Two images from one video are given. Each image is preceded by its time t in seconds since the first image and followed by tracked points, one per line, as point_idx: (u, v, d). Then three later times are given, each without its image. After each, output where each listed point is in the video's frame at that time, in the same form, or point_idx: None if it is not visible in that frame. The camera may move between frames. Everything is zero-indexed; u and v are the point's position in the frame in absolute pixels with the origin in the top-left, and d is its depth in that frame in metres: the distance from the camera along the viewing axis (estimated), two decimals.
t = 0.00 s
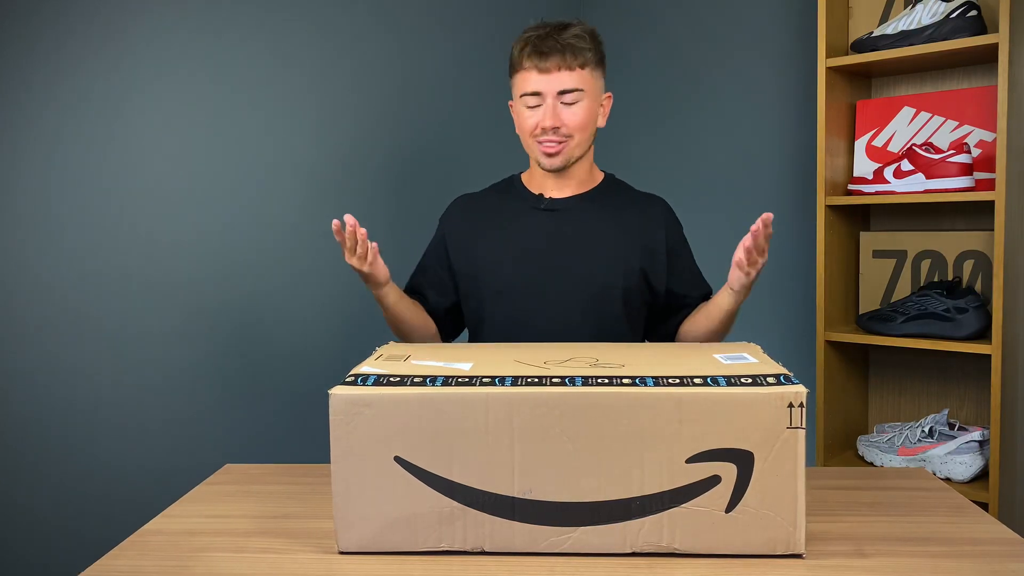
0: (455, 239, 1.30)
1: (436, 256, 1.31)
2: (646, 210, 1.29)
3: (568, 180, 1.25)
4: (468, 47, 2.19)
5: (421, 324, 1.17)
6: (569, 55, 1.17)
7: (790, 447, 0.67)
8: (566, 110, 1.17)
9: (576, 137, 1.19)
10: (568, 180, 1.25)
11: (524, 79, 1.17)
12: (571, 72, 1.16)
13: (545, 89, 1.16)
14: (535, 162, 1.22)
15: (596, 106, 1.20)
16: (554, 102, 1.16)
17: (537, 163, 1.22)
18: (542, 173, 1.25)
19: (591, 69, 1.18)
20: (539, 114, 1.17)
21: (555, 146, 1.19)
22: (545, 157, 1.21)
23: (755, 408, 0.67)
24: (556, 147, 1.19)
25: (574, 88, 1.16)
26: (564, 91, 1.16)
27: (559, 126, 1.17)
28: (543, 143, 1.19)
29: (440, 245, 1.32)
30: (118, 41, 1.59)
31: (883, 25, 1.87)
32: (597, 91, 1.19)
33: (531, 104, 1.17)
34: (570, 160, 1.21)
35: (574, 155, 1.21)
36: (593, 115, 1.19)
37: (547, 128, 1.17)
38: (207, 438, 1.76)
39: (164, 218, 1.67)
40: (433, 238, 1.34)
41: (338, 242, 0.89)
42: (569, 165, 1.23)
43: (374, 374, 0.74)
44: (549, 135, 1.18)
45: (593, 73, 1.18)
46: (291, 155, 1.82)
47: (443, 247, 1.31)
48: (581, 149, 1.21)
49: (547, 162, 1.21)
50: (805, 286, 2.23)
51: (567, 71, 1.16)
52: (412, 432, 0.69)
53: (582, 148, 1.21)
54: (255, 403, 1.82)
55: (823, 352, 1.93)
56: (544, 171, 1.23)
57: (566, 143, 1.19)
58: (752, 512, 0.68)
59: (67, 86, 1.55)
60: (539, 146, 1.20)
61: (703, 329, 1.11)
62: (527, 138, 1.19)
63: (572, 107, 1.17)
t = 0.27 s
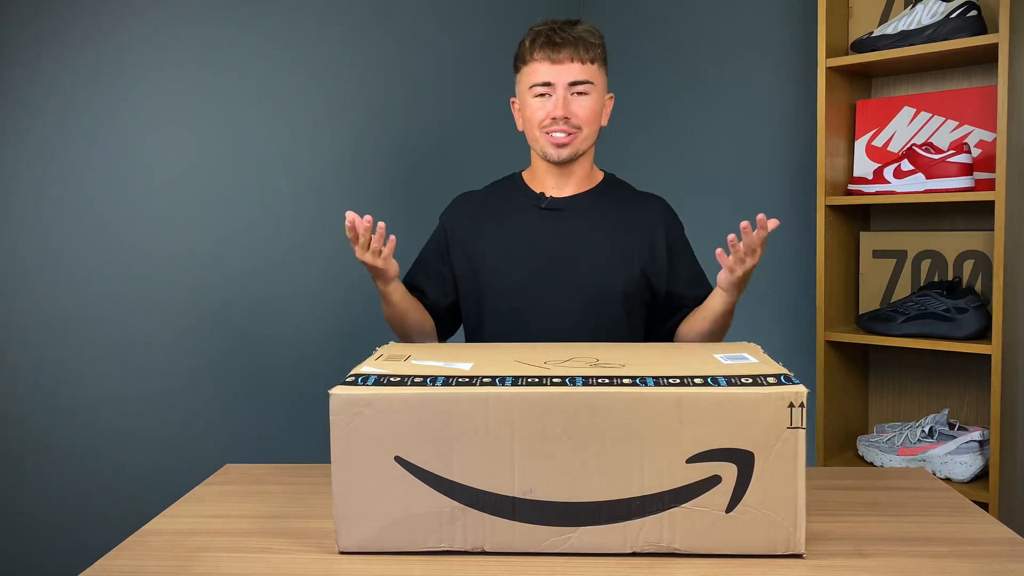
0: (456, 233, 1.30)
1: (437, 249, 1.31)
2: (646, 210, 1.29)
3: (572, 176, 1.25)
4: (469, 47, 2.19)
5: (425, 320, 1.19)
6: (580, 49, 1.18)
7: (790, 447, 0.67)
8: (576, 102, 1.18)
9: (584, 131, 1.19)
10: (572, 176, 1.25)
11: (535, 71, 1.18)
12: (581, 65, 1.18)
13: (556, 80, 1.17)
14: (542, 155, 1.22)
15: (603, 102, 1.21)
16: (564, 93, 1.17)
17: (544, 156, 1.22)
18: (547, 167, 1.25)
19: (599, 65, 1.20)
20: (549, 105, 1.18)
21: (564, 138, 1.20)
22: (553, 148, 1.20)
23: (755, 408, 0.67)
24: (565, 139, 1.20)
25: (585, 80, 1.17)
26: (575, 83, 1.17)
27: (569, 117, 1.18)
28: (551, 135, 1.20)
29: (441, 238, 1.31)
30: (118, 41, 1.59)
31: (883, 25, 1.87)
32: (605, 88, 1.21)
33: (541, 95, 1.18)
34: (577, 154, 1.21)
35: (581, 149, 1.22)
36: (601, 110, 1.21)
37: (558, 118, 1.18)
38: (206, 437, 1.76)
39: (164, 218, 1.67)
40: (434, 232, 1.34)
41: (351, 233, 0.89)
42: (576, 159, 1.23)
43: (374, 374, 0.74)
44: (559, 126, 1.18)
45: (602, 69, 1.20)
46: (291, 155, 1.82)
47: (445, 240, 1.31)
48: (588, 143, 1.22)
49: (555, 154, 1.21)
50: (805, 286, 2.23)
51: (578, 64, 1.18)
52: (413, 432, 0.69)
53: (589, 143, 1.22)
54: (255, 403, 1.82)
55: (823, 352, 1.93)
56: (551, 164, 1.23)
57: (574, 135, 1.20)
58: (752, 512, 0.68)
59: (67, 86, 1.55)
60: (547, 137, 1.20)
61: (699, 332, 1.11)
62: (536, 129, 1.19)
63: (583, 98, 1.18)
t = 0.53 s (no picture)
0: (461, 216, 1.31)
1: (440, 232, 1.32)
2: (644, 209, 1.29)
3: (569, 174, 1.25)
4: (469, 48, 2.19)
5: (420, 304, 1.22)
6: (575, 47, 1.18)
7: (790, 447, 0.67)
8: (571, 99, 1.18)
9: (579, 128, 1.19)
10: (568, 175, 1.25)
11: (530, 68, 1.18)
12: (576, 62, 1.18)
13: (550, 77, 1.17)
14: (537, 153, 1.22)
15: (599, 100, 1.21)
16: (558, 90, 1.17)
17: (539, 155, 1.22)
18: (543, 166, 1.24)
19: (596, 64, 1.20)
20: (544, 102, 1.18)
21: (558, 136, 1.19)
22: (548, 146, 1.20)
23: (755, 407, 0.67)
24: (560, 136, 1.19)
25: (579, 77, 1.17)
26: (569, 80, 1.17)
27: (563, 114, 1.17)
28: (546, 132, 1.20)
29: (445, 221, 1.32)
30: (118, 41, 1.59)
31: (883, 25, 1.87)
32: (601, 86, 1.21)
33: (536, 92, 1.18)
34: (572, 151, 1.21)
35: (577, 147, 1.21)
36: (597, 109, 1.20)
37: (552, 114, 1.17)
38: (206, 437, 1.76)
39: (164, 217, 1.67)
40: (438, 216, 1.34)
41: (307, 233, 0.88)
42: (571, 157, 1.22)
43: (374, 374, 0.74)
44: (553, 123, 1.18)
45: (598, 68, 1.21)
46: (291, 155, 1.82)
47: (448, 223, 1.32)
48: (584, 142, 1.21)
49: (551, 152, 1.21)
50: (805, 285, 2.23)
51: (573, 61, 1.18)
52: (413, 432, 0.69)
53: (585, 141, 1.21)
54: (255, 403, 1.82)
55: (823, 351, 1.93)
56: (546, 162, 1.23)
57: (568, 133, 1.19)
58: (752, 512, 0.68)
59: (67, 85, 1.55)
60: (542, 134, 1.19)
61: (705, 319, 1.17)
62: (530, 127, 1.20)
63: (577, 95, 1.18)
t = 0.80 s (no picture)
0: (458, 223, 1.31)
1: (438, 239, 1.32)
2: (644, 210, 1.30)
3: (573, 177, 1.26)
4: (469, 48, 2.19)
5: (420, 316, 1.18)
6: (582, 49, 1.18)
7: (790, 447, 0.67)
8: (580, 101, 1.17)
9: (587, 131, 1.19)
10: (571, 178, 1.26)
11: (538, 69, 1.18)
12: (584, 64, 1.18)
13: (559, 80, 1.17)
14: (545, 156, 1.22)
15: (604, 103, 1.22)
16: (568, 92, 1.17)
17: (546, 157, 1.22)
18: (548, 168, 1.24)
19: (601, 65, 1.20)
20: (553, 104, 1.17)
21: (567, 138, 1.19)
22: (557, 148, 1.20)
23: (755, 407, 0.67)
24: (569, 139, 1.19)
25: (588, 80, 1.17)
26: (578, 82, 1.17)
27: (573, 116, 1.17)
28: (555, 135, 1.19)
29: (442, 228, 1.32)
30: (118, 41, 1.59)
31: (883, 25, 1.87)
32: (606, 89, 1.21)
33: (545, 94, 1.17)
34: (580, 154, 1.21)
35: (584, 149, 1.22)
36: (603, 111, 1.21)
37: (562, 117, 1.17)
38: (206, 437, 1.76)
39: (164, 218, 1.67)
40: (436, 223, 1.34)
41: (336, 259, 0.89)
42: (577, 160, 1.23)
43: (374, 374, 0.74)
44: (562, 126, 1.18)
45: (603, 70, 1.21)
46: (291, 155, 1.82)
47: (446, 230, 1.32)
48: (590, 144, 1.22)
49: (558, 154, 1.21)
50: (805, 285, 2.23)
51: (581, 63, 1.18)
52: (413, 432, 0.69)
53: (591, 144, 1.22)
54: (255, 403, 1.82)
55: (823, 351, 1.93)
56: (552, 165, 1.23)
57: (577, 136, 1.19)
58: (752, 511, 0.68)
59: (67, 85, 1.55)
60: (551, 137, 1.19)
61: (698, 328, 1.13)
62: (539, 129, 1.19)
63: (586, 98, 1.17)
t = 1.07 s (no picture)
0: (453, 234, 1.30)
1: (433, 251, 1.32)
2: (642, 211, 1.30)
3: (557, 177, 1.25)
4: (468, 48, 2.19)
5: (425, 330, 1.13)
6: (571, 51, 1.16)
7: (790, 446, 0.67)
8: (562, 103, 1.15)
9: (567, 134, 1.18)
10: (557, 180, 1.25)
11: (525, 68, 1.15)
12: (570, 66, 1.15)
13: (543, 80, 1.14)
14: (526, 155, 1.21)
15: (592, 105, 1.19)
16: (551, 94, 1.14)
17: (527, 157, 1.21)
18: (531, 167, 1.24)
19: (590, 68, 1.18)
20: (534, 105, 1.15)
21: (547, 140, 1.18)
22: (537, 149, 1.19)
23: (755, 407, 0.67)
24: (548, 140, 1.18)
25: (573, 82, 1.14)
26: (562, 84, 1.14)
27: (553, 119, 1.15)
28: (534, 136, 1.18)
29: (435, 240, 1.32)
30: (118, 41, 1.59)
31: (883, 25, 1.87)
32: (594, 91, 1.19)
33: (528, 94, 1.15)
34: (561, 155, 1.20)
35: (564, 151, 1.20)
36: (589, 115, 1.18)
37: (541, 119, 1.15)
38: (206, 437, 1.76)
39: (163, 218, 1.67)
40: (428, 235, 1.34)
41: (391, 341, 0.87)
42: (558, 160, 1.21)
43: (374, 374, 0.74)
44: (542, 128, 1.16)
45: (593, 72, 1.18)
46: (291, 155, 1.82)
47: (439, 242, 1.32)
48: (572, 147, 1.20)
49: (539, 155, 1.19)
50: (805, 285, 2.23)
51: (568, 65, 1.15)
52: (413, 432, 0.69)
53: (573, 147, 1.20)
54: (255, 403, 1.82)
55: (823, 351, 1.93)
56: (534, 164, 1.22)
57: (557, 138, 1.18)
58: (752, 511, 0.68)
59: (67, 85, 1.55)
60: (531, 138, 1.18)
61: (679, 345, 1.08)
62: (520, 129, 1.17)
63: (570, 101, 1.15)
